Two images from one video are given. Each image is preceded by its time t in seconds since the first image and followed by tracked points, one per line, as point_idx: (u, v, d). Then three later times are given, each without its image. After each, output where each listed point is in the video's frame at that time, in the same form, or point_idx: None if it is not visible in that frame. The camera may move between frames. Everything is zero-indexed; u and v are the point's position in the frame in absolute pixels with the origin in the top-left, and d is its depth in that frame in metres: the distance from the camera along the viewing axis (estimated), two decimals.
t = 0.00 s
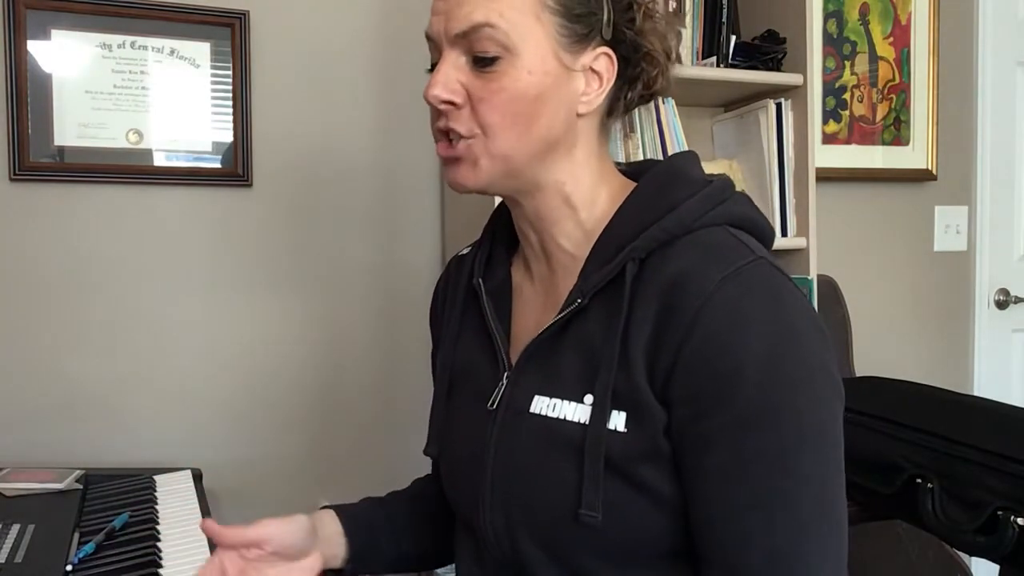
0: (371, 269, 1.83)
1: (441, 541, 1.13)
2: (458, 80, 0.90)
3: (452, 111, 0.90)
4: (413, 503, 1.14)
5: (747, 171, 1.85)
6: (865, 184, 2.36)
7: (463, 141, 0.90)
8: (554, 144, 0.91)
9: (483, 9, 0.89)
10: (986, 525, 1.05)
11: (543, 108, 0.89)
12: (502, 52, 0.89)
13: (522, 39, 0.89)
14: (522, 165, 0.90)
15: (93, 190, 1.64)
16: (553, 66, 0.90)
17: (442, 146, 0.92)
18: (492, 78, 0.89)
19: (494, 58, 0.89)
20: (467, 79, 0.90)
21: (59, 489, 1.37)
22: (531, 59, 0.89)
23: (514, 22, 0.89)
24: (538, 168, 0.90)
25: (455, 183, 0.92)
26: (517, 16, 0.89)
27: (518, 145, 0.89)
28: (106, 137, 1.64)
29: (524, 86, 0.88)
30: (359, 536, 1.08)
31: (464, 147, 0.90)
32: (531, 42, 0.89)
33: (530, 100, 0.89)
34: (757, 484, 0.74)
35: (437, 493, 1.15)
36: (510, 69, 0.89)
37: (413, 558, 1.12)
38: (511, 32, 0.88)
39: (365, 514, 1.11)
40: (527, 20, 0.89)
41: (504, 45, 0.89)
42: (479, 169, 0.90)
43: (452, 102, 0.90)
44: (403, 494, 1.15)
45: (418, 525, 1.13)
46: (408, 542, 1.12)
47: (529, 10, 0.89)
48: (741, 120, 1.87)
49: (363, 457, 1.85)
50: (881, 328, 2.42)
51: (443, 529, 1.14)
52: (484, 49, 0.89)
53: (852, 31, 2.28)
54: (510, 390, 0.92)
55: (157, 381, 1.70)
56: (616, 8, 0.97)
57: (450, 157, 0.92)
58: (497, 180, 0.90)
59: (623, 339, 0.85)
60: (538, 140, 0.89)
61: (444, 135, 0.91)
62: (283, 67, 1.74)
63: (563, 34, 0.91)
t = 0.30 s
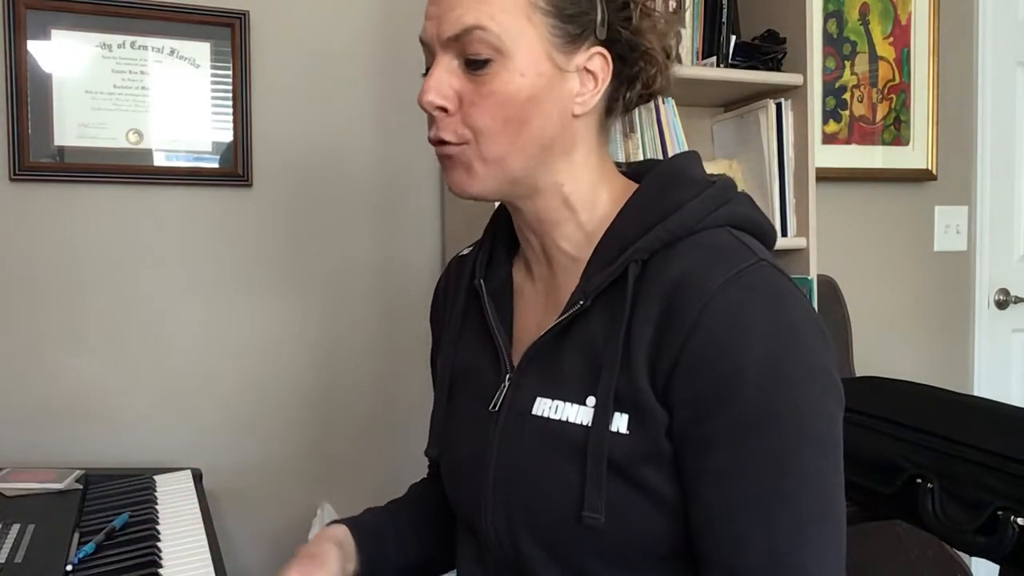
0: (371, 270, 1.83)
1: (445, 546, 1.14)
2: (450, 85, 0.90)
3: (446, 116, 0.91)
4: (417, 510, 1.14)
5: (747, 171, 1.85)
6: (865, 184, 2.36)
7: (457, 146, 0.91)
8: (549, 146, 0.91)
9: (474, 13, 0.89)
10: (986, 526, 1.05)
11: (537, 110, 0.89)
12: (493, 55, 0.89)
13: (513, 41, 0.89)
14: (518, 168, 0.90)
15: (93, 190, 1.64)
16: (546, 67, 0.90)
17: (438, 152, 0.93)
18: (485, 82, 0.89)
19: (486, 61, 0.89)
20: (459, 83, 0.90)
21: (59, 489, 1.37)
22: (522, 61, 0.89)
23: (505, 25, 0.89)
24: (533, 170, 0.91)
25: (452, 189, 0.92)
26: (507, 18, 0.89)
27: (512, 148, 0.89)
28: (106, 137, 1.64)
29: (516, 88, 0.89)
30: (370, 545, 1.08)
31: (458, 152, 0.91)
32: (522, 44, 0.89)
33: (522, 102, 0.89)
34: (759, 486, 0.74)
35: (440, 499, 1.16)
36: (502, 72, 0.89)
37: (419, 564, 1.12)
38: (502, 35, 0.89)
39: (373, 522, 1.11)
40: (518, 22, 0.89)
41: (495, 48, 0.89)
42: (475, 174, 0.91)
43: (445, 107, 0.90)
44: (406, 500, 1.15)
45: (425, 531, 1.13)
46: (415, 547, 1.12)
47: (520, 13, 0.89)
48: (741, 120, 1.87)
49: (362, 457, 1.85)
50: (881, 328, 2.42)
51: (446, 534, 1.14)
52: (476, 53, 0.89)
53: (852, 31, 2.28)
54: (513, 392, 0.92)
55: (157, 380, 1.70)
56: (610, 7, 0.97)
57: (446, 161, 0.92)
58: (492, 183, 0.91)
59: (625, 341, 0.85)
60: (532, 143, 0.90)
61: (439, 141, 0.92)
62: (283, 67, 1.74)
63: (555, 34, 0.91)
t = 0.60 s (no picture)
0: (371, 270, 1.83)
1: (450, 552, 1.15)
2: (444, 91, 0.91)
3: (442, 122, 0.92)
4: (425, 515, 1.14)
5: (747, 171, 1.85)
6: (865, 184, 2.36)
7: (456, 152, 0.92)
8: (546, 147, 0.90)
9: (462, 17, 0.90)
10: (986, 525, 1.05)
11: (530, 111, 0.89)
12: (483, 58, 0.89)
13: (502, 44, 0.89)
14: (517, 171, 0.90)
15: (93, 190, 1.64)
16: (537, 67, 0.90)
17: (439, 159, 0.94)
18: (477, 86, 0.89)
19: (477, 65, 0.90)
20: (453, 88, 0.91)
21: (59, 489, 1.37)
22: (512, 62, 0.89)
23: (493, 27, 0.89)
24: (532, 172, 0.91)
25: (455, 195, 0.93)
26: (496, 21, 0.89)
27: (507, 150, 0.89)
28: (106, 137, 1.64)
29: (508, 89, 0.89)
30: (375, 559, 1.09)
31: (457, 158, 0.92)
32: (512, 46, 0.89)
33: (515, 104, 0.89)
34: (763, 491, 0.74)
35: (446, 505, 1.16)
36: (493, 74, 0.89)
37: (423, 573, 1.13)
38: (490, 38, 0.89)
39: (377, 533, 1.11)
40: (506, 24, 0.89)
41: (485, 51, 0.89)
42: (475, 178, 0.91)
43: (440, 113, 0.91)
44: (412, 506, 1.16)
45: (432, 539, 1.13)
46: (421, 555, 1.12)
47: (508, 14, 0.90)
48: (741, 120, 1.87)
49: (363, 457, 1.85)
50: (881, 328, 2.42)
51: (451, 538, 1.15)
52: (467, 58, 0.90)
53: (852, 31, 2.28)
54: (519, 395, 0.92)
55: (157, 381, 1.70)
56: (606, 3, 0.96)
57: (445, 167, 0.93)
58: (491, 186, 0.91)
59: (633, 344, 0.85)
60: (528, 144, 0.90)
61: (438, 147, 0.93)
62: (283, 67, 1.75)
63: (545, 33, 0.90)
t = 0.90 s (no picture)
0: (371, 269, 1.83)
1: (450, 551, 1.15)
2: (443, 87, 0.92)
3: (439, 118, 0.93)
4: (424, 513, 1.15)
5: (747, 171, 1.85)
6: (865, 184, 2.36)
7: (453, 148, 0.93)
8: (543, 145, 0.90)
9: (461, 13, 0.90)
10: (986, 525, 1.05)
11: (527, 108, 0.89)
12: (481, 54, 0.90)
13: (501, 41, 0.89)
14: (514, 170, 0.90)
15: (93, 190, 1.64)
16: (535, 64, 0.90)
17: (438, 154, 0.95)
18: (474, 83, 0.90)
19: (475, 61, 0.90)
20: (451, 84, 0.92)
21: (59, 489, 1.37)
22: (510, 59, 0.89)
23: (491, 23, 0.89)
24: (529, 170, 0.91)
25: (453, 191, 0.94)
26: (494, 17, 0.90)
27: (503, 146, 0.90)
28: (106, 137, 1.64)
29: (504, 86, 0.89)
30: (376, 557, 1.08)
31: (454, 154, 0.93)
32: (510, 42, 0.89)
33: (511, 100, 0.89)
34: (765, 497, 0.74)
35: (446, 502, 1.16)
36: (490, 70, 0.89)
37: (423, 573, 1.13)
38: (488, 34, 0.89)
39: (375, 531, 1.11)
40: (505, 20, 0.90)
41: (483, 47, 0.89)
42: (471, 176, 0.92)
43: (438, 108, 0.92)
44: (411, 505, 1.16)
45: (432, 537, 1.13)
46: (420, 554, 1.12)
47: (507, 11, 0.90)
48: (741, 120, 1.87)
49: (362, 456, 1.85)
50: (881, 328, 2.42)
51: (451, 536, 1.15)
52: (465, 54, 0.90)
53: (852, 31, 2.28)
54: (521, 396, 0.92)
55: (157, 381, 1.70)
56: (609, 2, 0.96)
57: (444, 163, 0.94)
58: (488, 183, 0.91)
59: (636, 346, 0.85)
60: (525, 141, 0.90)
61: (437, 142, 0.94)
62: (283, 67, 1.74)
63: (545, 30, 0.90)
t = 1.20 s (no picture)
0: (372, 269, 1.83)
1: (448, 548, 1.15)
2: (439, 71, 0.93)
3: (433, 101, 0.94)
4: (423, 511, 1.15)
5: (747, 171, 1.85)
6: (865, 183, 2.36)
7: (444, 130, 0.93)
8: (533, 136, 0.90)
9: None
10: (986, 525, 1.06)
11: (518, 97, 0.89)
12: (479, 41, 0.91)
13: (498, 29, 0.90)
14: (499, 158, 0.90)
15: (93, 190, 1.64)
16: (533, 56, 0.90)
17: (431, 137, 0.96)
18: (468, 68, 0.91)
19: (472, 46, 0.91)
20: (448, 69, 0.93)
21: (59, 489, 1.37)
22: (506, 46, 0.90)
23: (493, 11, 0.91)
24: (518, 161, 0.91)
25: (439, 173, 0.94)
26: (498, 5, 0.91)
27: (489, 131, 0.90)
28: (106, 137, 1.64)
29: (497, 72, 0.89)
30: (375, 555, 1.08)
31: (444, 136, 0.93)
32: (509, 31, 0.90)
33: (502, 87, 0.89)
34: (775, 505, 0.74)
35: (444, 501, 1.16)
36: (486, 56, 0.90)
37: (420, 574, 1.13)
38: (488, 21, 0.90)
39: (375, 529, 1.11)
40: (507, 9, 0.91)
41: (482, 34, 0.91)
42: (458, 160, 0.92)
43: (433, 91, 0.94)
44: (410, 501, 1.16)
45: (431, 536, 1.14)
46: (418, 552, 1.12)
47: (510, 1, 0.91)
48: (741, 120, 1.87)
49: (363, 457, 1.85)
50: (881, 328, 2.42)
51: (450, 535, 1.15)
52: (464, 39, 0.92)
53: (852, 32, 2.28)
54: (527, 401, 0.91)
55: (158, 381, 1.70)
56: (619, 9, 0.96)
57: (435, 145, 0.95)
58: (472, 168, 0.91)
59: (646, 353, 0.84)
60: (513, 130, 0.90)
61: (430, 124, 0.95)
62: (283, 67, 1.74)
63: (547, 25, 0.91)
